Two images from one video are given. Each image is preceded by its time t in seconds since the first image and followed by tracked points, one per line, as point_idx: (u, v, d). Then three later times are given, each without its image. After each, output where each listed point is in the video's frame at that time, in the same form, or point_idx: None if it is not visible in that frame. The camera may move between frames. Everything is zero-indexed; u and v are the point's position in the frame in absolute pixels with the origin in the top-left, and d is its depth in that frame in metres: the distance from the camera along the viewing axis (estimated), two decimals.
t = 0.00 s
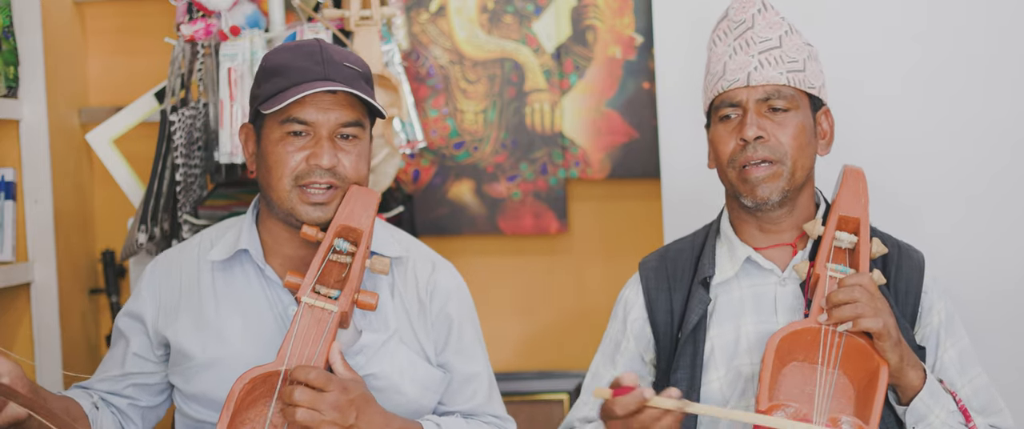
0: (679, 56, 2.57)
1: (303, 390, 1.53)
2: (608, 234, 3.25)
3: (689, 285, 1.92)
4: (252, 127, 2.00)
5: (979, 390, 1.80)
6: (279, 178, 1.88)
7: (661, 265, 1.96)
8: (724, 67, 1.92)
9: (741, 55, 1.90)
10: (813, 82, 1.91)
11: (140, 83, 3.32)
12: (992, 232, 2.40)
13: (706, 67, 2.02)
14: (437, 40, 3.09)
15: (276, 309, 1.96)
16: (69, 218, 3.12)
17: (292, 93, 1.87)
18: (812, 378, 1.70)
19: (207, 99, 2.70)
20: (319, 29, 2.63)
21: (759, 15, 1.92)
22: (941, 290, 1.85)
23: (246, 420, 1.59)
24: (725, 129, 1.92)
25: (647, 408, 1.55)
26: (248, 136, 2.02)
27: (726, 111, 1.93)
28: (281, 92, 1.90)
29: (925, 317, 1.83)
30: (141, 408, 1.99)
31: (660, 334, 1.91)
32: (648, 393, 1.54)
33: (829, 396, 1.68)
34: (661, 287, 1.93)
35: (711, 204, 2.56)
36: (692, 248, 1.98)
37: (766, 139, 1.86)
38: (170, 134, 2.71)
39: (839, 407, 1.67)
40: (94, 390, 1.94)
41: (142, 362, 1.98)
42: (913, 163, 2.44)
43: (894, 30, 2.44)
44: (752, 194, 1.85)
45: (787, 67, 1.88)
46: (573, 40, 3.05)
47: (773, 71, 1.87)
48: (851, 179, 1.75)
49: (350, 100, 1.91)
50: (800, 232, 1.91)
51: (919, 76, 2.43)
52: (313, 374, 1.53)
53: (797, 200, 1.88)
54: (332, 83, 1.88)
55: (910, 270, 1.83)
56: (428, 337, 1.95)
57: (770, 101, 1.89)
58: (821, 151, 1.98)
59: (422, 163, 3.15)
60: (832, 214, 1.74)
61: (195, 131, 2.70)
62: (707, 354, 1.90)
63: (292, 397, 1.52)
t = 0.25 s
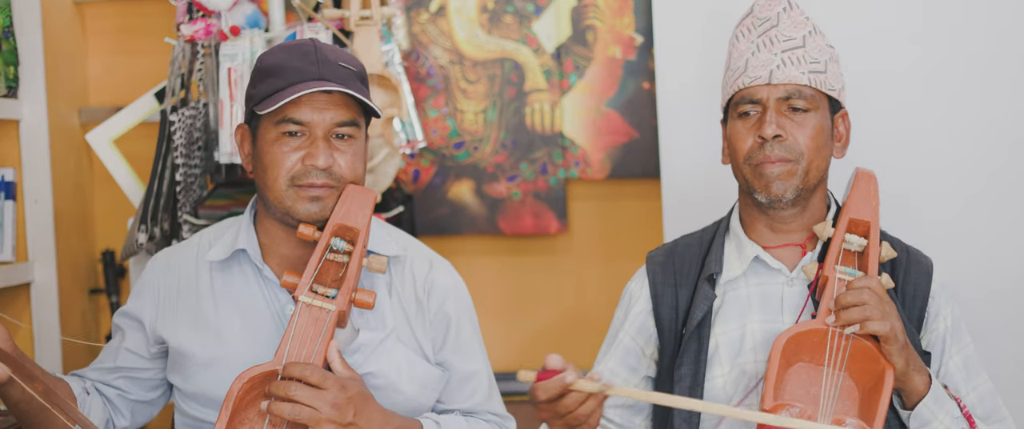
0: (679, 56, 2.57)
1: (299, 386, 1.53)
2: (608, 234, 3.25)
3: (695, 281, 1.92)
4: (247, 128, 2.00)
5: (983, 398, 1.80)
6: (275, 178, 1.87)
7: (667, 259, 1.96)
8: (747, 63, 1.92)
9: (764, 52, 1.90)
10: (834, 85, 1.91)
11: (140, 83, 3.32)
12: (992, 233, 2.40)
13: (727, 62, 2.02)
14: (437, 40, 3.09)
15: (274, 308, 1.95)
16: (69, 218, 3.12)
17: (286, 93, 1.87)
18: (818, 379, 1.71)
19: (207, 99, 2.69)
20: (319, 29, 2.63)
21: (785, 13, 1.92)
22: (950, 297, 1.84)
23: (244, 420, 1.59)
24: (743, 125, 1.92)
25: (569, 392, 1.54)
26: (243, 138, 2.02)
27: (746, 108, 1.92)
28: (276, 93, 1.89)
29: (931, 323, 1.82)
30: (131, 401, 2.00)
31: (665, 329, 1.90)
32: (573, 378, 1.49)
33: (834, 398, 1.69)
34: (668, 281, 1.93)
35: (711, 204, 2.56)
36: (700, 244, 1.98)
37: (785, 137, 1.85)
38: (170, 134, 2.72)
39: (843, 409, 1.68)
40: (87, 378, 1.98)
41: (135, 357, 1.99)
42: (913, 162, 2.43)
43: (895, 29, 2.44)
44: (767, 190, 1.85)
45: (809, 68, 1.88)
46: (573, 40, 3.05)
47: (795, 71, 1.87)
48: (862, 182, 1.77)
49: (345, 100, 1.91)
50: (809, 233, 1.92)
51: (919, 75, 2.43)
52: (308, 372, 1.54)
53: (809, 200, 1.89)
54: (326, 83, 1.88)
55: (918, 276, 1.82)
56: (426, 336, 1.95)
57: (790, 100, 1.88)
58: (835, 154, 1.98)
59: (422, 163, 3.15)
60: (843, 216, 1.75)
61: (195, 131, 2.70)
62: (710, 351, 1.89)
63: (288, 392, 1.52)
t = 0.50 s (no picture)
0: (679, 56, 2.56)
1: (294, 386, 1.53)
2: (608, 234, 3.25)
3: (701, 278, 1.93)
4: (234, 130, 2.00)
5: (986, 402, 1.81)
6: (263, 179, 1.87)
7: (673, 257, 1.97)
8: (760, 63, 1.91)
9: (778, 52, 1.89)
10: (846, 87, 1.91)
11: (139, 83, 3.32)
12: (992, 232, 2.40)
13: (739, 61, 2.01)
14: (437, 40, 3.09)
15: (265, 309, 1.96)
16: (69, 218, 3.12)
17: (270, 94, 1.87)
18: (821, 380, 1.70)
19: (207, 99, 2.69)
20: (319, 29, 2.64)
21: (799, 13, 1.91)
22: (956, 301, 1.85)
23: (238, 420, 1.58)
24: (754, 125, 1.91)
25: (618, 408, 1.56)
26: (231, 139, 2.02)
27: (757, 108, 1.92)
28: (261, 93, 1.89)
29: (935, 326, 1.82)
30: (131, 407, 2.00)
31: (669, 328, 1.90)
32: (620, 393, 1.54)
33: (837, 400, 1.68)
34: (674, 279, 1.94)
35: (711, 204, 2.56)
36: (707, 242, 1.98)
37: (796, 139, 1.85)
38: (170, 134, 2.72)
39: (845, 410, 1.67)
40: (87, 387, 1.97)
41: (131, 364, 1.99)
42: (913, 162, 2.43)
43: (896, 29, 2.43)
44: (777, 192, 1.85)
45: (822, 70, 1.88)
46: (573, 40, 3.05)
47: (808, 72, 1.87)
48: (870, 183, 1.76)
49: (330, 98, 1.91)
50: (817, 234, 1.92)
51: (921, 75, 2.42)
52: (303, 371, 1.54)
53: (819, 203, 1.89)
54: (311, 81, 1.88)
55: (924, 279, 1.82)
56: (420, 332, 1.95)
57: (803, 101, 1.88)
58: (846, 155, 1.98)
59: (422, 163, 3.15)
60: (850, 218, 1.74)
61: (195, 131, 2.70)
62: (715, 350, 1.90)
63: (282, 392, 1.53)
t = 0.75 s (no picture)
0: (679, 56, 2.56)
1: (286, 383, 1.54)
2: (608, 234, 3.25)
3: (706, 278, 1.93)
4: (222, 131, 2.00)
5: (987, 403, 1.81)
6: (252, 178, 1.88)
7: (678, 256, 1.96)
8: (760, 61, 1.91)
9: (778, 50, 1.89)
10: (847, 85, 1.91)
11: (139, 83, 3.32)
12: (992, 231, 2.39)
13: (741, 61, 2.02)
14: (437, 40, 3.09)
15: (258, 309, 1.96)
16: (69, 218, 3.12)
17: (254, 92, 1.87)
18: (825, 380, 1.69)
19: (207, 99, 2.71)
20: (319, 29, 2.65)
21: (800, 12, 1.91)
22: (958, 302, 1.85)
23: (235, 421, 1.59)
24: (755, 123, 1.91)
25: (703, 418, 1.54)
26: (220, 141, 2.02)
27: (758, 107, 1.92)
28: (246, 93, 1.89)
29: (937, 327, 1.82)
30: (122, 407, 2.00)
31: (675, 328, 1.90)
32: (706, 402, 1.53)
33: (839, 400, 1.68)
34: (678, 279, 1.93)
35: (711, 204, 2.55)
36: (711, 242, 1.98)
37: (797, 136, 1.85)
38: (170, 134, 2.71)
39: (848, 411, 1.67)
40: (77, 384, 1.98)
41: (122, 363, 1.99)
42: (912, 162, 2.43)
43: (894, 28, 2.43)
44: (778, 189, 1.85)
45: (822, 67, 1.88)
46: (573, 40, 3.05)
47: (808, 70, 1.88)
48: (875, 183, 1.76)
49: (316, 95, 1.91)
50: (821, 234, 1.92)
51: (918, 75, 2.42)
52: (293, 368, 1.55)
53: (821, 201, 1.88)
54: (294, 79, 1.87)
55: (927, 280, 1.81)
56: (413, 327, 1.95)
57: (803, 99, 1.88)
58: (850, 155, 1.98)
59: (422, 163, 3.15)
60: (854, 218, 1.74)
61: (195, 131, 2.70)
62: (720, 349, 1.89)
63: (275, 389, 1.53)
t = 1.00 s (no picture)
0: (679, 56, 2.56)
1: (287, 384, 1.54)
2: (608, 234, 3.25)
3: (708, 279, 1.93)
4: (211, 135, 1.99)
5: (987, 404, 1.82)
6: (243, 182, 1.87)
7: (679, 256, 1.96)
8: (760, 63, 1.91)
9: (778, 52, 1.89)
10: (848, 86, 1.90)
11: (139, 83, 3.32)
12: (992, 231, 2.40)
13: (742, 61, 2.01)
14: (437, 40, 3.09)
15: (253, 311, 1.96)
16: (69, 218, 3.12)
17: (243, 96, 1.87)
18: (826, 381, 1.69)
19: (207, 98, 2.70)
20: (319, 29, 2.64)
21: (800, 13, 1.91)
22: (959, 303, 1.85)
23: (231, 421, 1.59)
24: (755, 125, 1.92)
25: None
26: (210, 146, 2.01)
27: (758, 108, 1.92)
28: (235, 96, 1.89)
29: (938, 328, 1.83)
30: (125, 415, 2.00)
31: (676, 327, 1.90)
32: (709, 414, 1.51)
33: (841, 401, 1.68)
34: (680, 279, 1.93)
35: (711, 204, 2.55)
36: (712, 242, 1.98)
37: (796, 138, 1.86)
38: (170, 134, 2.71)
39: (849, 411, 1.67)
40: (79, 394, 1.98)
41: (121, 371, 1.99)
42: (912, 163, 2.43)
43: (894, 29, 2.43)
44: (778, 192, 1.85)
45: (822, 68, 1.88)
46: (573, 40, 3.05)
47: (808, 71, 1.87)
48: (878, 184, 1.75)
49: (305, 96, 1.91)
50: (822, 234, 1.92)
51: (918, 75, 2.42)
52: (294, 369, 1.54)
53: (822, 203, 1.89)
54: (283, 82, 1.88)
55: (928, 280, 1.81)
56: (408, 324, 1.95)
57: (802, 101, 1.88)
58: (851, 155, 1.98)
59: (422, 163, 3.15)
60: (856, 218, 1.74)
61: (195, 131, 2.70)
62: (721, 350, 1.89)
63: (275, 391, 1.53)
